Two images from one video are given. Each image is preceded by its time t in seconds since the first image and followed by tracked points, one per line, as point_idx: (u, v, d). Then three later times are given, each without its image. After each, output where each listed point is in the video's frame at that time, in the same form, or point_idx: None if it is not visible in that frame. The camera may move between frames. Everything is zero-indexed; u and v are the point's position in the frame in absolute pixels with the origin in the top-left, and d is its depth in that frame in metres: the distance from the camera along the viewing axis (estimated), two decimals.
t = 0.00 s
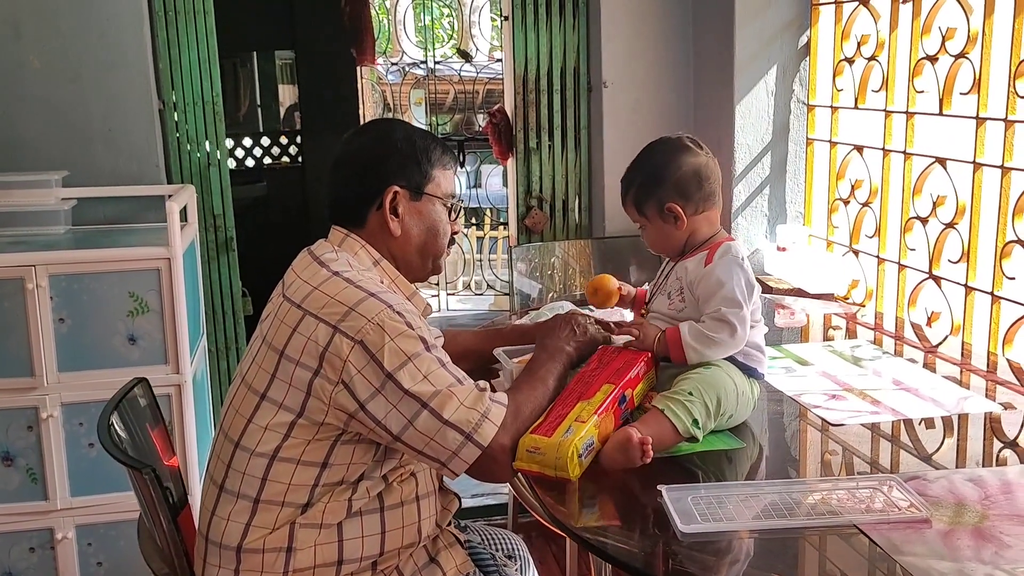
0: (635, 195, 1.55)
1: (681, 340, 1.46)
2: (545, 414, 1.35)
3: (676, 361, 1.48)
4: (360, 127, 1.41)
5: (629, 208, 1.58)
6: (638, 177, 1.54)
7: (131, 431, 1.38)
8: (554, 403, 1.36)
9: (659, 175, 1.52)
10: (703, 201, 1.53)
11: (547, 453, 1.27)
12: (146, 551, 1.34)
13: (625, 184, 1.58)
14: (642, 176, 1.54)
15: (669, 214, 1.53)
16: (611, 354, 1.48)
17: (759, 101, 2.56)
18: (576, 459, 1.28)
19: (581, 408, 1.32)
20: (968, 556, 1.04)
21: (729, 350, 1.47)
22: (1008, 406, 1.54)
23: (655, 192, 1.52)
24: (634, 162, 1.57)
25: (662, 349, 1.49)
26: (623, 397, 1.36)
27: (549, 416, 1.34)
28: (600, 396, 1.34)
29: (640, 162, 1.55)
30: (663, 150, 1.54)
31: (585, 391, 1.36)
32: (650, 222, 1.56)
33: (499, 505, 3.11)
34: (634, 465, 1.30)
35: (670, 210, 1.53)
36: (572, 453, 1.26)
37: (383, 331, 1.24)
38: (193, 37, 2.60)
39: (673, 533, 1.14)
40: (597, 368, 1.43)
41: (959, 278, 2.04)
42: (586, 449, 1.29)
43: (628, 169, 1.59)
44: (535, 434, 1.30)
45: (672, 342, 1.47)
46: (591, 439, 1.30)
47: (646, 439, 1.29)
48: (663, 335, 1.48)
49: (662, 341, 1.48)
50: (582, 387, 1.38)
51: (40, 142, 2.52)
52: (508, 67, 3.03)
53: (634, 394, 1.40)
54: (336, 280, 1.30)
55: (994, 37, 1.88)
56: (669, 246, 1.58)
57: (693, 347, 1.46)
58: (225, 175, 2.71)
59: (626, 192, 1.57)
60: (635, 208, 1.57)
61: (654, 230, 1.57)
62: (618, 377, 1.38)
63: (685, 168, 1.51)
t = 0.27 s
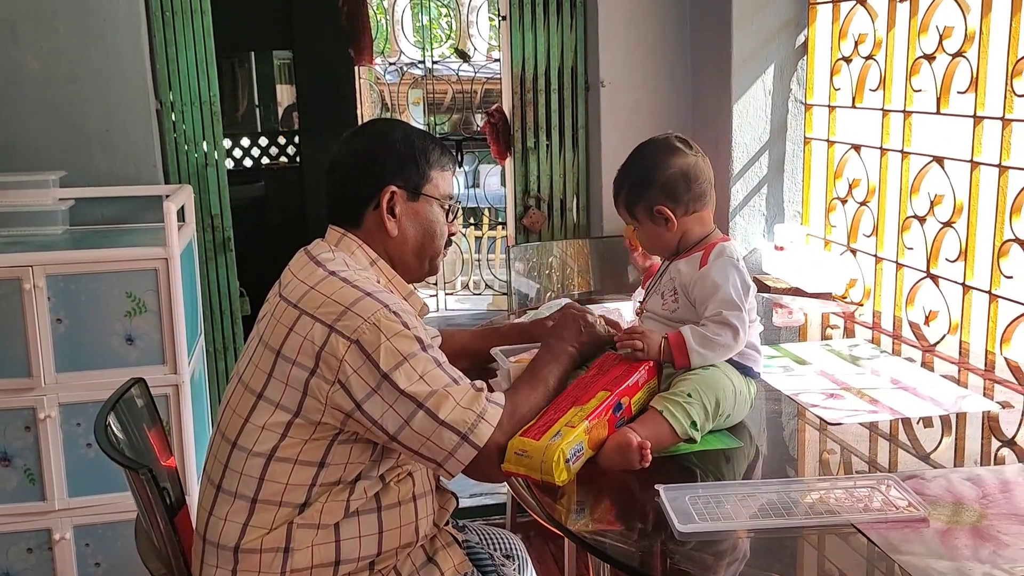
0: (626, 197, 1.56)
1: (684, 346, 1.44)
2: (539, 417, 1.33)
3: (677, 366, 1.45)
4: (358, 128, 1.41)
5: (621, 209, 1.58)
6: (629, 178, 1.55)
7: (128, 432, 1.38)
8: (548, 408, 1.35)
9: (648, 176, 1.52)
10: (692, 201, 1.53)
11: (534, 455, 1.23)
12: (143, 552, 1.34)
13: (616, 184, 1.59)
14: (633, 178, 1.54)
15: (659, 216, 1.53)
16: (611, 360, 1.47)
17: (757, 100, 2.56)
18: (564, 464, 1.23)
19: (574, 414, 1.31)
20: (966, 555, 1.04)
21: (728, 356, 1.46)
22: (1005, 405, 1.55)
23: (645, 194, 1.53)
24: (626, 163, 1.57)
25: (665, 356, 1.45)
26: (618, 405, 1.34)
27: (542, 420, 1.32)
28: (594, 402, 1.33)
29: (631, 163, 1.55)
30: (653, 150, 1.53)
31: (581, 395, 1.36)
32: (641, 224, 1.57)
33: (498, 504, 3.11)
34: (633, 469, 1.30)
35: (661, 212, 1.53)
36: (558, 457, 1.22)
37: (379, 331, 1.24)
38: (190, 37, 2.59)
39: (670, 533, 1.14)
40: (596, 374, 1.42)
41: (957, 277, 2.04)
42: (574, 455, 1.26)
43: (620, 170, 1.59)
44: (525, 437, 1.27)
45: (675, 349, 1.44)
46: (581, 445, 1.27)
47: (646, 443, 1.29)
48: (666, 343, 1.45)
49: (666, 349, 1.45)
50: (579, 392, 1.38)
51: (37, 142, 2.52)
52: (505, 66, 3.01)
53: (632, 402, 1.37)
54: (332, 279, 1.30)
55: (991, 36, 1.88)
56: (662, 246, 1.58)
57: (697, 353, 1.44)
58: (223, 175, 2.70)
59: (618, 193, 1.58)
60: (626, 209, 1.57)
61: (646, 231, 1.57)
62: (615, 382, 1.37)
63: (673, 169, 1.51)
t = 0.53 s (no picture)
0: (632, 197, 1.55)
1: (717, 349, 1.42)
2: (540, 416, 1.33)
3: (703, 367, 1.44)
4: (356, 125, 1.41)
5: (628, 209, 1.58)
6: (635, 178, 1.54)
7: (128, 429, 1.38)
8: (549, 407, 1.35)
9: (655, 176, 1.51)
10: (700, 201, 1.52)
11: (534, 453, 1.23)
12: (143, 550, 1.34)
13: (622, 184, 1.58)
14: (639, 178, 1.53)
15: (667, 216, 1.53)
16: (612, 359, 1.47)
17: (756, 98, 2.55)
18: (565, 462, 1.23)
19: (575, 413, 1.30)
20: (968, 553, 1.04)
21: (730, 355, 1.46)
22: (1007, 403, 1.54)
23: (652, 194, 1.52)
24: (632, 162, 1.57)
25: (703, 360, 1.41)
26: (619, 404, 1.34)
27: (542, 419, 1.32)
28: (595, 401, 1.32)
29: (637, 163, 1.55)
30: (660, 149, 1.53)
31: (585, 395, 1.36)
32: (649, 224, 1.56)
33: (498, 503, 3.11)
34: (634, 471, 1.29)
35: (667, 212, 1.52)
36: (560, 455, 1.22)
37: (377, 330, 1.24)
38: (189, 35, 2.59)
39: (672, 531, 1.14)
40: (597, 373, 1.42)
41: (957, 275, 2.04)
42: (575, 453, 1.26)
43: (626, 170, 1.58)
44: (525, 435, 1.27)
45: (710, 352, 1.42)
46: (582, 443, 1.27)
47: (649, 446, 1.28)
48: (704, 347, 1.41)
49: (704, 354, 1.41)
50: (582, 391, 1.37)
51: (35, 140, 2.51)
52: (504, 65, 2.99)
53: (634, 401, 1.37)
54: (331, 278, 1.29)
55: (991, 34, 1.88)
56: (670, 246, 1.58)
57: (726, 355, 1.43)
58: (222, 173, 2.70)
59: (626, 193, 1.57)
60: (633, 209, 1.56)
61: (653, 231, 1.57)
62: (617, 381, 1.37)
63: (679, 169, 1.50)
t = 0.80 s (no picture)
0: (631, 199, 1.55)
1: (727, 347, 1.42)
2: (542, 414, 1.33)
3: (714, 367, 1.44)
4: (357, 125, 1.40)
5: (627, 211, 1.58)
6: (634, 180, 1.54)
7: (131, 428, 1.38)
8: (552, 405, 1.35)
9: (653, 178, 1.51)
10: (698, 202, 1.52)
11: (537, 453, 1.24)
12: (146, 549, 1.34)
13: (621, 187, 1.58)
14: (638, 180, 1.53)
15: (666, 217, 1.53)
16: (615, 357, 1.47)
17: (757, 97, 2.55)
18: (567, 461, 1.24)
19: (578, 411, 1.31)
20: (970, 551, 1.04)
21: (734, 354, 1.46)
22: (1008, 401, 1.54)
23: (650, 196, 1.52)
24: (630, 164, 1.57)
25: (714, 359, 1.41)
26: (623, 402, 1.34)
27: (546, 417, 1.32)
28: (597, 399, 1.32)
29: (635, 165, 1.55)
30: (657, 151, 1.53)
31: (588, 393, 1.35)
32: (649, 226, 1.56)
33: (499, 501, 3.11)
34: (638, 473, 1.29)
35: (666, 214, 1.52)
36: (562, 454, 1.23)
37: (382, 328, 1.24)
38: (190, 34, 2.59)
39: (675, 529, 1.14)
40: (600, 372, 1.42)
41: (959, 273, 2.04)
42: (578, 452, 1.26)
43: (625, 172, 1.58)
44: (529, 434, 1.27)
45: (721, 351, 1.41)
46: (585, 442, 1.27)
47: (655, 452, 1.27)
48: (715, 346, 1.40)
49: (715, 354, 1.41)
50: (585, 390, 1.37)
51: (36, 139, 2.51)
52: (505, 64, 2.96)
53: (636, 400, 1.37)
54: (335, 277, 1.29)
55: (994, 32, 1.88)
56: (672, 246, 1.58)
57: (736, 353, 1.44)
58: (223, 171, 2.70)
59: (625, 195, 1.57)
60: (633, 211, 1.57)
61: (654, 232, 1.57)
62: (619, 379, 1.37)
63: (677, 170, 1.50)
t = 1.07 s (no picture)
0: (634, 198, 1.56)
1: (731, 340, 1.43)
2: (546, 412, 1.33)
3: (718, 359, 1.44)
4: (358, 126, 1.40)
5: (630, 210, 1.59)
6: (636, 179, 1.55)
7: (132, 425, 1.38)
8: (555, 404, 1.35)
9: (654, 176, 1.52)
10: (699, 199, 1.52)
11: (541, 450, 1.23)
12: (148, 547, 1.34)
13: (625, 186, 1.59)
14: (639, 178, 1.54)
15: (667, 215, 1.53)
16: (619, 356, 1.47)
17: (758, 95, 2.55)
18: (571, 459, 1.24)
19: (582, 409, 1.31)
20: (972, 549, 1.04)
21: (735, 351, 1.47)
22: (1010, 398, 1.54)
23: (652, 194, 1.53)
24: (633, 163, 1.57)
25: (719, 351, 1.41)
26: (626, 400, 1.34)
27: (549, 415, 1.32)
28: (601, 396, 1.33)
29: (638, 164, 1.55)
30: (659, 150, 1.54)
31: (590, 391, 1.36)
32: (651, 224, 1.57)
33: (499, 500, 3.11)
34: (639, 468, 1.30)
35: (667, 212, 1.53)
36: (567, 451, 1.23)
37: (386, 326, 1.24)
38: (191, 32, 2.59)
39: (678, 527, 1.14)
40: (602, 370, 1.43)
41: (961, 271, 2.04)
42: (582, 449, 1.26)
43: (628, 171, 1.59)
44: (532, 432, 1.27)
45: (726, 344, 1.42)
46: (589, 439, 1.27)
47: (655, 442, 1.28)
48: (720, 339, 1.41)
49: (719, 345, 1.41)
50: (587, 387, 1.37)
51: (37, 137, 2.51)
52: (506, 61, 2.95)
53: (639, 397, 1.37)
54: (339, 275, 1.29)
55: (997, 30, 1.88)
56: (674, 244, 1.58)
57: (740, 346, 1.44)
58: (224, 169, 2.70)
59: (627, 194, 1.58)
60: (635, 210, 1.57)
61: (656, 230, 1.58)
62: (622, 377, 1.38)
63: (676, 167, 1.50)
